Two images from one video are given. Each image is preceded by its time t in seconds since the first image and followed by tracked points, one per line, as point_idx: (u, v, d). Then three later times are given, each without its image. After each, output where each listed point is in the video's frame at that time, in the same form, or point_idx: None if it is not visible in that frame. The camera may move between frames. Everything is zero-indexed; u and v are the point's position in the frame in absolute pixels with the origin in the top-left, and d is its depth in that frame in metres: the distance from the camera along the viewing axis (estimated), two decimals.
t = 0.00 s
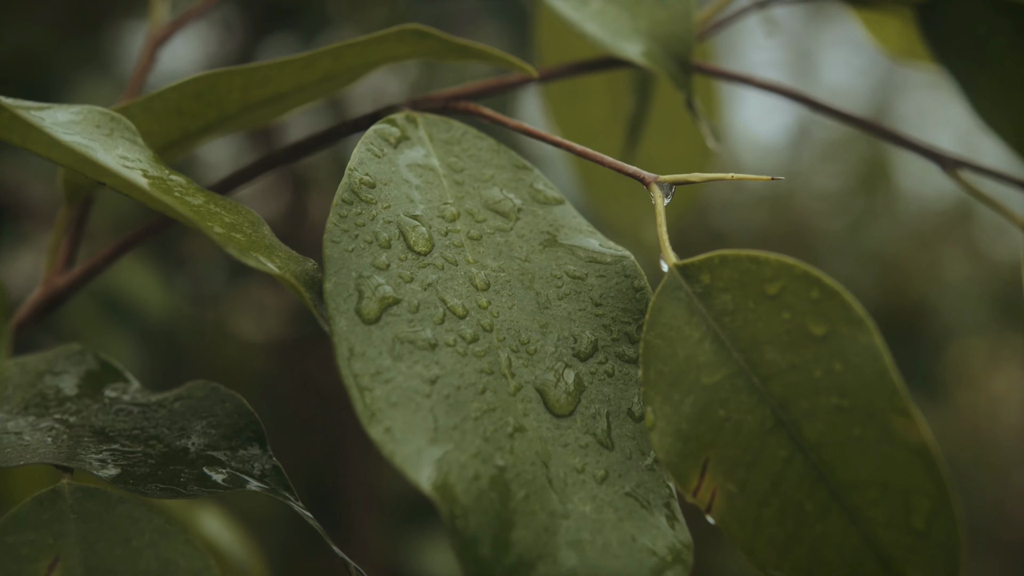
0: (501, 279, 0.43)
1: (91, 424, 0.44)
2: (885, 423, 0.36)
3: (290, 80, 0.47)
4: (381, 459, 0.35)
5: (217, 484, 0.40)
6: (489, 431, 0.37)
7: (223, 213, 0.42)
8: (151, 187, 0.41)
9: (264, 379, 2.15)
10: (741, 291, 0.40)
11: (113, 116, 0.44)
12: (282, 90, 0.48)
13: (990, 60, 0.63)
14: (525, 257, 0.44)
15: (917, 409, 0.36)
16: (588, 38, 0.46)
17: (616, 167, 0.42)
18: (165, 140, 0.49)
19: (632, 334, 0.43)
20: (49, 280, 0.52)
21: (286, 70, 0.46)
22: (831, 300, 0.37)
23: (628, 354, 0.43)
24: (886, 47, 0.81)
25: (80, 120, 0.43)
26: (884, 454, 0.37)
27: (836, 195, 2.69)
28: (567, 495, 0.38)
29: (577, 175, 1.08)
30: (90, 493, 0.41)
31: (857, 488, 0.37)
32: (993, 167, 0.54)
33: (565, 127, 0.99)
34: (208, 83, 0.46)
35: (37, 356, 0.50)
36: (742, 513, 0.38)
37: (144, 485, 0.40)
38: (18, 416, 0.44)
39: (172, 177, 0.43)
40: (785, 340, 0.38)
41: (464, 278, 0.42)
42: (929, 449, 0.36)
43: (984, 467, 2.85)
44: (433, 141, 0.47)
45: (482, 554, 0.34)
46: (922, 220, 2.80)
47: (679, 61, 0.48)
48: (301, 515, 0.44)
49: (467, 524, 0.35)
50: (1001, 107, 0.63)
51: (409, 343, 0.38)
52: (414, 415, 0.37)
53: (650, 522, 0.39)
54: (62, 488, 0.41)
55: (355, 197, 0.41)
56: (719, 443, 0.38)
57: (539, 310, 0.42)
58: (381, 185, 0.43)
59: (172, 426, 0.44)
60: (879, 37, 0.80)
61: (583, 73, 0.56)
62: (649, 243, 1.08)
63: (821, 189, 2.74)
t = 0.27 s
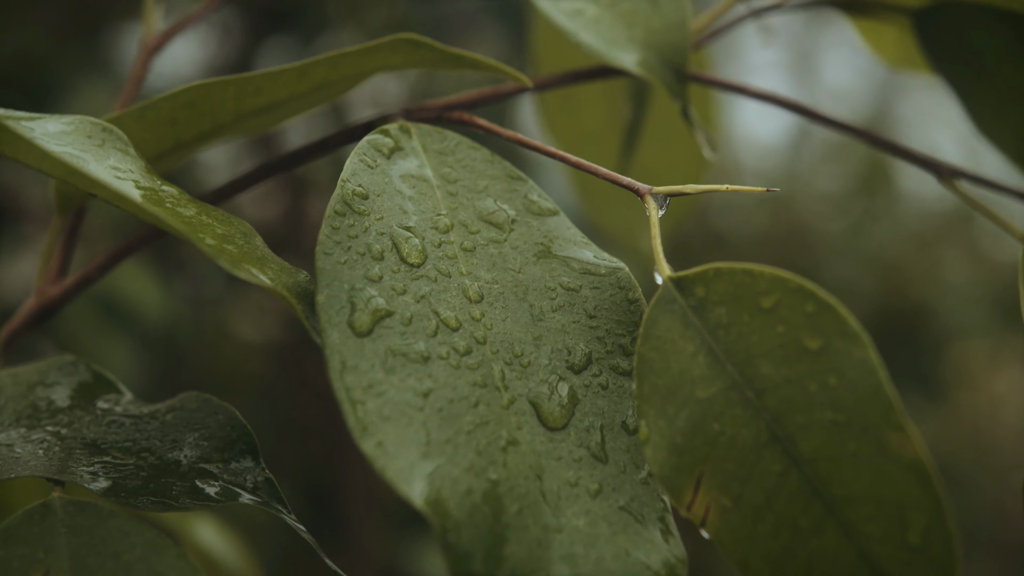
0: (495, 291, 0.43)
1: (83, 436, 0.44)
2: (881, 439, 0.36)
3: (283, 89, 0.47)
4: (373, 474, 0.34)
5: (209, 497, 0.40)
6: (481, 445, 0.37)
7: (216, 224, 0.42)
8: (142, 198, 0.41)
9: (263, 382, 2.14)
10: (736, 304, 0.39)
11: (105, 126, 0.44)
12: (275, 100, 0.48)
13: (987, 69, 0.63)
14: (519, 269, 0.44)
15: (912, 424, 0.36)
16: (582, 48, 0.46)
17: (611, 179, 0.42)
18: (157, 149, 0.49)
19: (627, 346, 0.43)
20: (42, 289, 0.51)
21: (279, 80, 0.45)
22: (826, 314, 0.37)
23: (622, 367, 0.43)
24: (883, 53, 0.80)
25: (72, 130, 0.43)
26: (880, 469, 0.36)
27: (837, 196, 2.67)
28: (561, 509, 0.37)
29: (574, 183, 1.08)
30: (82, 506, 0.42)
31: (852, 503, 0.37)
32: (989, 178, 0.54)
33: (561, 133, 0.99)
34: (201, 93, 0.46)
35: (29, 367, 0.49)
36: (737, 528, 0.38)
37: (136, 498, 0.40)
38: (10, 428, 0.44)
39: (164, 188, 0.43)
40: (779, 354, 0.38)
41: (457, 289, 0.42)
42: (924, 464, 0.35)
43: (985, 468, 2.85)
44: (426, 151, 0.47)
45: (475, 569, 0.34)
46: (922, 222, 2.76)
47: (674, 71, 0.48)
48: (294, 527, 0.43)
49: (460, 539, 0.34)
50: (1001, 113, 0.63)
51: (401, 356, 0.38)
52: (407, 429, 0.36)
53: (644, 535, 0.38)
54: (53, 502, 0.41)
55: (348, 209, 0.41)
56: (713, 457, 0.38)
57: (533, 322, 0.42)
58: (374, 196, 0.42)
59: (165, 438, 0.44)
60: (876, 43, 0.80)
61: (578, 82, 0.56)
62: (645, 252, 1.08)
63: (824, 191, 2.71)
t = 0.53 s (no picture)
0: (491, 299, 0.42)
1: (78, 445, 0.44)
2: (877, 448, 0.36)
3: (277, 96, 0.46)
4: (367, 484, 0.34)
5: (203, 507, 0.40)
6: (477, 454, 0.37)
7: (210, 232, 0.42)
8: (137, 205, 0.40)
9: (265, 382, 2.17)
10: (732, 312, 0.39)
11: (99, 134, 0.44)
12: (270, 106, 0.47)
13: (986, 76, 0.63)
14: (515, 276, 0.44)
15: (908, 433, 0.36)
16: (578, 53, 0.46)
17: (606, 187, 0.42)
18: (152, 156, 0.49)
19: (622, 355, 0.43)
20: (37, 295, 0.51)
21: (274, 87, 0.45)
22: (822, 323, 0.37)
23: (619, 375, 0.42)
24: (881, 59, 0.80)
25: (66, 138, 0.43)
26: (877, 478, 0.36)
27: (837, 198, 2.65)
28: (556, 518, 0.37)
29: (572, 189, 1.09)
30: (75, 516, 0.42)
31: (849, 513, 0.37)
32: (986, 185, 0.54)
33: (558, 138, 1.00)
34: (195, 100, 0.46)
35: (24, 375, 0.49)
36: (733, 537, 0.38)
37: (130, 507, 0.40)
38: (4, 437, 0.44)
39: (159, 196, 0.43)
40: (776, 363, 0.38)
41: (453, 298, 0.41)
42: (921, 474, 0.35)
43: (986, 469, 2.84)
44: (422, 159, 0.47)
45: None
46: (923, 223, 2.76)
47: (670, 78, 0.48)
48: (290, 537, 0.43)
49: (455, 549, 0.34)
50: (995, 120, 0.63)
51: (396, 365, 0.38)
52: (402, 438, 0.36)
53: (640, 545, 0.38)
54: (47, 511, 0.42)
55: (343, 217, 0.41)
56: (710, 466, 0.38)
57: (529, 330, 0.42)
58: (369, 204, 0.42)
59: (159, 447, 0.44)
60: (874, 49, 0.80)
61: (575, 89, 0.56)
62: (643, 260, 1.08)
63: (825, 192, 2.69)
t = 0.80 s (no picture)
0: (486, 306, 0.42)
1: (72, 452, 0.44)
2: (873, 457, 0.36)
3: (272, 102, 0.46)
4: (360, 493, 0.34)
5: (196, 515, 0.40)
6: (471, 463, 0.37)
7: (204, 239, 0.42)
8: (130, 212, 0.40)
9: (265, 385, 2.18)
10: (727, 321, 0.39)
11: (93, 140, 0.44)
12: (264, 112, 0.47)
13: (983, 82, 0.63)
14: (510, 283, 0.43)
15: (904, 442, 0.35)
16: (574, 59, 0.45)
17: (602, 193, 0.41)
18: (146, 162, 0.49)
19: (618, 362, 0.43)
20: (32, 302, 0.50)
21: (268, 92, 0.45)
22: (817, 332, 0.36)
23: (614, 383, 0.42)
24: (878, 64, 0.79)
25: (60, 144, 0.43)
26: (873, 486, 0.36)
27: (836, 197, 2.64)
28: (551, 527, 0.37)
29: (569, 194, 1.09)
30: (67, 524, 0.42)
31: (844, 521, 0.37)
32: (984, 192, 0.54)
33: (555, 142, 1.00)
34: (189, 106, 0.45)
35: (18, 382, 0.49)
36: (728, 545, 0.38)
37: (123, 515, 0.39)
38: None
39: (152, 203, 0.43)
40: (771, 371, 0.38)
41: (448, 305, 0.41)
42: (916, 483, 0.35)
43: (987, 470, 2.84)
44: (417, 165, 0.47)
45: None
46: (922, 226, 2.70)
47: (666, 84, 0.48)
48: (284, 544, 0.43)
49: (448, 558, 0.34)
50: (992, 126, 0.63)
51: (391, 373, 0.38)
52: (395, 447, 0.36)
53: (635, 554, 0.38)
54: (40, 519, 0.42)
55: (337, 224, 0.41)
56: (705, 475, 0.38)
57: (524, 337, 0.42)
58: (364, 211, 0.42)
59: (153, 455, 0.44)
60: (872, 54, 0.79)
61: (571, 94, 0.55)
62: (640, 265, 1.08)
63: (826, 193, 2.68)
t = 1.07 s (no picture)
0: (483, 314, 0.42)
1: (68, 461, 0.44)
2: (872, 468, 0.36)
3: (269, 109, 0.46)
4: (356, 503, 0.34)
5: (191, 525, 0.40)
6: (467, 473, 0.37)
7: (200, 247, 0.42)
8: (125, 220, 0.40)
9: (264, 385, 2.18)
10: (724, 330, 0.39)
11: (89, 148, 0.44)
12: (261, 119, 0.47)
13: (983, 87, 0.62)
14: (507, 292, 0.43)
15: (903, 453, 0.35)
16: (572, 66, 0.45)
17: (599, 201, 0.41)
18: (143, 169, 0.49)
19: (615, 371, 0.42)
20: (28, 309, 0.50)
21: (265, 100, 0.45)
22: (814, 341, 0.36)
23: (612, 392, 0.42)
24: (876, 69, 0.79)
25: (55, 152, 0.43)
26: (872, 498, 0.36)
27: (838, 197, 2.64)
28: (548, 537, 0.36)
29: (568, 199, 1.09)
30: (63, 534, 0.42)
31: (842, 532, 0.36)
32: (982, 198, 0.53)
33: (553, 148, 1.00)
34: (185, 114, 0.45)
35: (14, 389, 0.49)
36: (726, 556, 0.38)
37: (119, 525, 0.39)
38: None
39: (148, 211, 0.43)
40: (769, 381, 0.37)
41: (444, 314, 0.41)
42: (915, 495, 0.35)
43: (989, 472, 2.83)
44: (414, 173, 0.47)
45: None
46: (922, 226, 2.66)
47: (664, 90, 0.47)
48: (281, 554, 0.43)
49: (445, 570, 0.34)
50: (990, 131, 0.63)
51: (387, 382, 0.38)
52: (392, 457, 0.36)
53: (633, 565, 0.38)
54: (36, 528, 0.42)
55: (333, 232, 0.40)
56: (703, 485, 0.37)
57: (521, 346, 0.41)
58: (360, 219, 0.42)
59: (149, 463, 0.44)
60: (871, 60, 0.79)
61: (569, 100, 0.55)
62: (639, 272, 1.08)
63: (826, 193, 2.69)
